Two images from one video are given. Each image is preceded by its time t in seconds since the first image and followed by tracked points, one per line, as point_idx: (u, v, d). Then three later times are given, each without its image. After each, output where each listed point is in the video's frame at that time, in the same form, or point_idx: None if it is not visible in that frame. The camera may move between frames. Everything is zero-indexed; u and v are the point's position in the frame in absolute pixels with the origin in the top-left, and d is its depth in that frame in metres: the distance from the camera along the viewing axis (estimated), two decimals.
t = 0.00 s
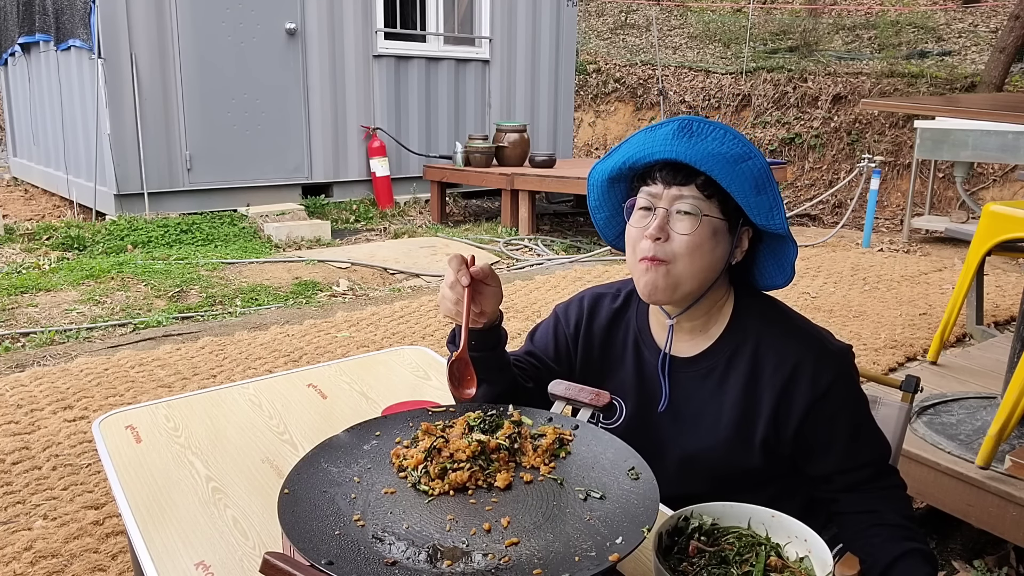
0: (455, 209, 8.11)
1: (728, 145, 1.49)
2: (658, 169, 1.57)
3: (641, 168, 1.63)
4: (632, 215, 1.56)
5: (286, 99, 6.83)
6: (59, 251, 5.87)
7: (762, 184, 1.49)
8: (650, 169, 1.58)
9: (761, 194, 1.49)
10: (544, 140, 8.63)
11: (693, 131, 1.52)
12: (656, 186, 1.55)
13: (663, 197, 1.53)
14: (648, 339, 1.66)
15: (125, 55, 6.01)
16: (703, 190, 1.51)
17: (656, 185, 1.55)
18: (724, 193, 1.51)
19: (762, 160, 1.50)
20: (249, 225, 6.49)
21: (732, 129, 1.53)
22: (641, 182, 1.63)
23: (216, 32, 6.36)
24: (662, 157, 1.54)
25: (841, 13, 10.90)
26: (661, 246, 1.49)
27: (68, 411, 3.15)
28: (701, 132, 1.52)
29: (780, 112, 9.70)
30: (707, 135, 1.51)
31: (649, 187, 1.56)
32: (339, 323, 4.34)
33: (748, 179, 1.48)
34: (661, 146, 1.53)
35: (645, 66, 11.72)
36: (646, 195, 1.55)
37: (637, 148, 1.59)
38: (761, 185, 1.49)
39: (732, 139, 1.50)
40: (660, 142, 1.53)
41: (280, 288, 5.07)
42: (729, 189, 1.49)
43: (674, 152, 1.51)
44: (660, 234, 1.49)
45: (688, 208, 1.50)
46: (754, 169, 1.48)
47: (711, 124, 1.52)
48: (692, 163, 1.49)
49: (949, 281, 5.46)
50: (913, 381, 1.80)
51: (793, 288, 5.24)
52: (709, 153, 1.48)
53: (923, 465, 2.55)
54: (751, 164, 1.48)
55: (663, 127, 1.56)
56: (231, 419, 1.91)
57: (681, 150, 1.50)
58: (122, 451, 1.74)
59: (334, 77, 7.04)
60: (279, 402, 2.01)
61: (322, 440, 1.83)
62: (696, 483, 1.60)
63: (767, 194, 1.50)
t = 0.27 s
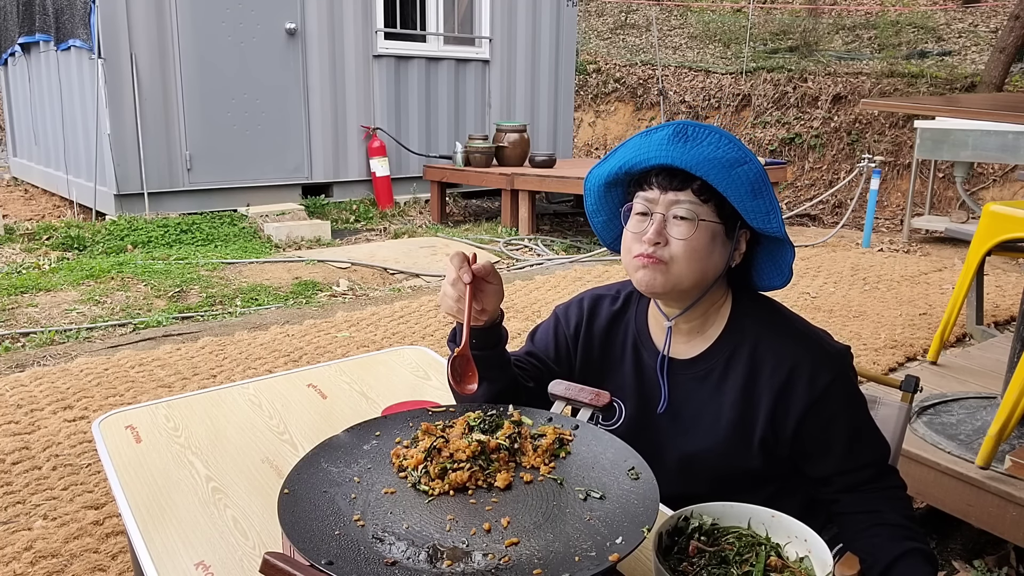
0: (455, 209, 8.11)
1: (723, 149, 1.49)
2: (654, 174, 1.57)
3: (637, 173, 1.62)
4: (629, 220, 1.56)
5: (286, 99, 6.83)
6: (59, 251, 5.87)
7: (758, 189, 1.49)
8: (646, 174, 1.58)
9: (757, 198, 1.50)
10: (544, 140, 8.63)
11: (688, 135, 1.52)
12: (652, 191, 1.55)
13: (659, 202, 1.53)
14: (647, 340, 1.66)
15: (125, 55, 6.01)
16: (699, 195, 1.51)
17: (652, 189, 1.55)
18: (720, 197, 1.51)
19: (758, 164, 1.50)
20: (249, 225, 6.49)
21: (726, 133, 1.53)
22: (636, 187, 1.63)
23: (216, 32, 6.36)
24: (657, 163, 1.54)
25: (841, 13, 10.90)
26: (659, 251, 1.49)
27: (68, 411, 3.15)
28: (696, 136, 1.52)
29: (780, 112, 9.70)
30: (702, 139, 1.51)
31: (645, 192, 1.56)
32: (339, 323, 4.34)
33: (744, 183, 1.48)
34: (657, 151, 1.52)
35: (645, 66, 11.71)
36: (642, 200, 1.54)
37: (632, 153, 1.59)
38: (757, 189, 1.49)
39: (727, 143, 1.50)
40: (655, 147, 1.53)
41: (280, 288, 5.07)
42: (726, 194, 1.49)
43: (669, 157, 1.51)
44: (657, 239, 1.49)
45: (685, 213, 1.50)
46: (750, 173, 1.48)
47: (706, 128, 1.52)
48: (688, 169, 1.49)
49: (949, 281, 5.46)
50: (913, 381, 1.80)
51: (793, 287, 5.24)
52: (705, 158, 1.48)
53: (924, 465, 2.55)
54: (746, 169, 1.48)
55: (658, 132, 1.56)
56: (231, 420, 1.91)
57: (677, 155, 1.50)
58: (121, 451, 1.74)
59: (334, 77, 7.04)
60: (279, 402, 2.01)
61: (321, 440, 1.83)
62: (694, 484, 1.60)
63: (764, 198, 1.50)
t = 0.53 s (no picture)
0: (455, 209, 8.11)
1: (722, 150, 1.49)
2: (653, 176, 1.57)
3: (636, 175, 1.62)
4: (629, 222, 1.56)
5: (286, 100, 6.83)
6: (59, 251, 5.87)
7: (757, 189, 1.49)
8: (645, 176, 1.58)
9: (756, 199, 1.50)
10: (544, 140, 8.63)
11: (686, 137, 1.52)
12: (651, 193, 1.55)
13: (659, 204, 1.53)
14: (648, 341, 1.66)
15: (125, 55, 6.01)
16: (698, 197, 1.51)
17: (651, 191, 1.54)
18: (719, 199, 1.51)
19: (756, 165, 1.50)
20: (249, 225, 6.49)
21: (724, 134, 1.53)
22: (635, 189, 1.62)
23: (216, 32, 6.36)
24: (656, 166, 1.53)
25: (841, 13, 10.90)
26: (658, 254, 1.49)
27: (68, 411, 3.15)
28: (694, 137, 1.52)
29: (780, 112, 9.70)
30: (700, 141, 1.51)
31: (645, 195, 1.56)
32: (339, 323, 4.34)
33: (742, 185, 1.48)
34: (655, 153, 1.52)
35: (645, 66, 11.71)
36: (641, 203, 1.54)
37: (631, 154, 1.58)
38: (755, 190, 1.49)
39: (725, 145, 1.50)
40: (653, 149, 1.52)
41: (280, 288, 5.07)
42: (724, 195, 1.49)
43: (668, 159, 1.50)
44: (657, 241, 1.49)
45: (684, 215, 1.50)
46: (748, 174, 1.48)
47: (704, 130, 1.52)
48: (686, 171, 1.49)
49: (949, 281, 5.46)
50: (913, 381, 1.80)
51: (793, 287, 5.24)
52: (704, 159, 1.48)
53: (923, 465, 2.55)
54: (745, 170, 1.48)
55: (656, 134, 1.56)
56: (231, 420, 1.91)
57: (675, 157, 1.49)
58: (121, 451, 1.74)
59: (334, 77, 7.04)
60: (279, 402, 2.01)
61: (321, 440, 1.83)
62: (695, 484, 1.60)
63: (762, 199, 1.50)
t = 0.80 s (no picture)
0: (455, 209, 8.11)
1: (719, 153, 1.49)
2: (650, 179, 1.57)
3: (635, 178, 1.61)
4: (628, 225, 1.56)
5: (286, 99, 6.83)
6: (59, 251, 5.87)
7: (755, 192, 1.49)
8: (643, 180, 1.58)
9: (754, 202, 1.49)
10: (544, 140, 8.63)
11: (683, 139, 1.52)
12: (650, 197, 1.55)
13: (657, 207, 1.53)
14: (648, 341, 1.66)
15: (125, 55, 6.01)
16: (697, 200, 1.51)
17: (650, 195, 1.55)
18: (717, 201, 1.51)
19: (754, 167, 1.50)
20: (249, 225, 6.49)
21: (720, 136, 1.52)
22: (634, 192, 1.62)
23: (216, 32, 6.36)
24: (653, 169, 1.53)
25: (841, 13, 10.90)
26: (657, 256, 1.50)
27: (68, 411, 3.15)
28: (691, 140, 1.52)
29: (780, 112, 9.70)
30: (697, 143, 1.51)
31: (643, 198, 1.56)
32: (339, 323, 4.34)
33: (740, 187, 1.48)
34: (652, 157, 1.52)
35: (645, 66, 11.71)
36: (640, 206, 1.55)
37: (628, 158, 1.58)
38: (754, 192, 1.49)
39: (722, 147, 1.50)
40: (651, 153, 1.53)
41: (280, 288, 5.07)
42: (723, 198, 1.49)
43: (665, 162, 1.50)
44: (656, 245, 1.50)
45: (683, 218, 1.50)
46: (746, 177, 1.48)
47: (702, 132, 1.52)
48: (685, 174, 1.49)
49: (950, 281, 5.46)
50: (913, 381, 1.80)
51: (793, 287, 5.24)
52: (701, 162, 1.48)
53: (923, 465, 2.55)
54: (743, 172, 1.48)
55: (654, 137, 1.56)
56: (230, 420, 1.91)
57: (672, 160, 1.50)
58: (121, 451, 1.74)
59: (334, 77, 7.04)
60: (279, 402, 2.01)
61: (321, 440, 1.83)
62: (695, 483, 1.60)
63: (761, 201, 1.50)
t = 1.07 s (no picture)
0: (455, 209, 8.11)
1: (715, 156, 1.48)
2: (647, 182, 1.56)
3: (632, 181, 1.61)
4: (626, 228, 1.56)
5: (286, 100, 6.83)
6: (59, 251, 5.87)
7: (753, 195, 1.48)
8: (640, 183, 1.58)
9: (752, 204, 1.49)
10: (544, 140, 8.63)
11: (679, 142, 1.52)
12: (647, 200, 1.54)
13: (655, 210, 1.53)
14: (648, 341, 1.66)
15: (125, 55, 6.01)
16: (694, 203, 1.50)
17: (647, 198, 1.55)
18: (715, 203, 1.51)
19: (751, 169, 1.50)
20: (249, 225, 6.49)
21: (716, 138, 1.52)
22: (631, 195, 1.62)
23: (216, 32, 6.36)
24: (650, 172, 1.53)
25: (841, 13, 10.90)
26: (656, 260, 1.50)
27: (68, 411, 3.15)
28: (687, 143, 1.52)
29: (780, 112, 9.70)
30: (693, 146, 1.51)
31: (640, 201, 1.56)
32: (339, 323, 4.34)
33: (737, 190, 1.48)
34: (648, 160, 1.52)
35: (645, 66, 11.70)
36: (638, 209, 1.54)
37: (625, 161, 1.58)
38: (751, 195, 1.49)
39: (718, 150, 1.49)
40: (647, 156, 1.52)
41: (280, 288, 5.07)
42: (721, 201, 1.48)
43: (662, 165, 1.50)
44: (654, 248, 1.50)
45: (681, 221, 1.49)
46: (743, 179, 1.48)
47: (698, 135, 1.52)
48: (682, 177, 1.49)
49: (949, 281, 5.46)
50: (913, 381, 1.80)
51: (793, 287, 5.24)
52: (698, 165, 1.48)
53: (923, 465, 2.55)
54: (739, 175, 1.48)
55: (649, 140, 1.55)
56: (230, 420, 1.91)
57: (669, 163, 1.49)
58: (121, 451, 1.74)
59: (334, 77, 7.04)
60: (279, 402, 2.01)
61: (321, 440, 1.83)
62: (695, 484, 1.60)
63: (758, 203, 1.49)
